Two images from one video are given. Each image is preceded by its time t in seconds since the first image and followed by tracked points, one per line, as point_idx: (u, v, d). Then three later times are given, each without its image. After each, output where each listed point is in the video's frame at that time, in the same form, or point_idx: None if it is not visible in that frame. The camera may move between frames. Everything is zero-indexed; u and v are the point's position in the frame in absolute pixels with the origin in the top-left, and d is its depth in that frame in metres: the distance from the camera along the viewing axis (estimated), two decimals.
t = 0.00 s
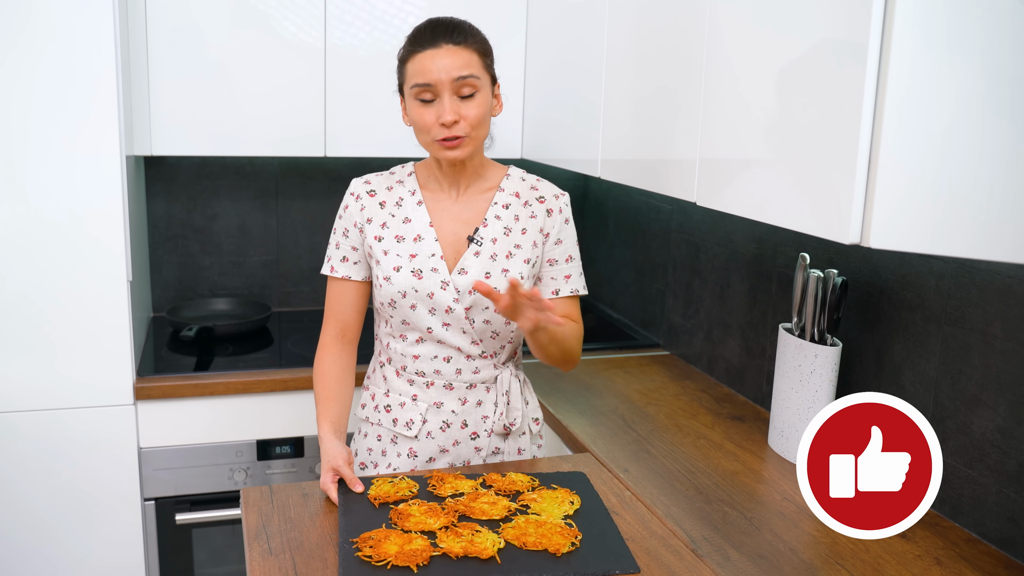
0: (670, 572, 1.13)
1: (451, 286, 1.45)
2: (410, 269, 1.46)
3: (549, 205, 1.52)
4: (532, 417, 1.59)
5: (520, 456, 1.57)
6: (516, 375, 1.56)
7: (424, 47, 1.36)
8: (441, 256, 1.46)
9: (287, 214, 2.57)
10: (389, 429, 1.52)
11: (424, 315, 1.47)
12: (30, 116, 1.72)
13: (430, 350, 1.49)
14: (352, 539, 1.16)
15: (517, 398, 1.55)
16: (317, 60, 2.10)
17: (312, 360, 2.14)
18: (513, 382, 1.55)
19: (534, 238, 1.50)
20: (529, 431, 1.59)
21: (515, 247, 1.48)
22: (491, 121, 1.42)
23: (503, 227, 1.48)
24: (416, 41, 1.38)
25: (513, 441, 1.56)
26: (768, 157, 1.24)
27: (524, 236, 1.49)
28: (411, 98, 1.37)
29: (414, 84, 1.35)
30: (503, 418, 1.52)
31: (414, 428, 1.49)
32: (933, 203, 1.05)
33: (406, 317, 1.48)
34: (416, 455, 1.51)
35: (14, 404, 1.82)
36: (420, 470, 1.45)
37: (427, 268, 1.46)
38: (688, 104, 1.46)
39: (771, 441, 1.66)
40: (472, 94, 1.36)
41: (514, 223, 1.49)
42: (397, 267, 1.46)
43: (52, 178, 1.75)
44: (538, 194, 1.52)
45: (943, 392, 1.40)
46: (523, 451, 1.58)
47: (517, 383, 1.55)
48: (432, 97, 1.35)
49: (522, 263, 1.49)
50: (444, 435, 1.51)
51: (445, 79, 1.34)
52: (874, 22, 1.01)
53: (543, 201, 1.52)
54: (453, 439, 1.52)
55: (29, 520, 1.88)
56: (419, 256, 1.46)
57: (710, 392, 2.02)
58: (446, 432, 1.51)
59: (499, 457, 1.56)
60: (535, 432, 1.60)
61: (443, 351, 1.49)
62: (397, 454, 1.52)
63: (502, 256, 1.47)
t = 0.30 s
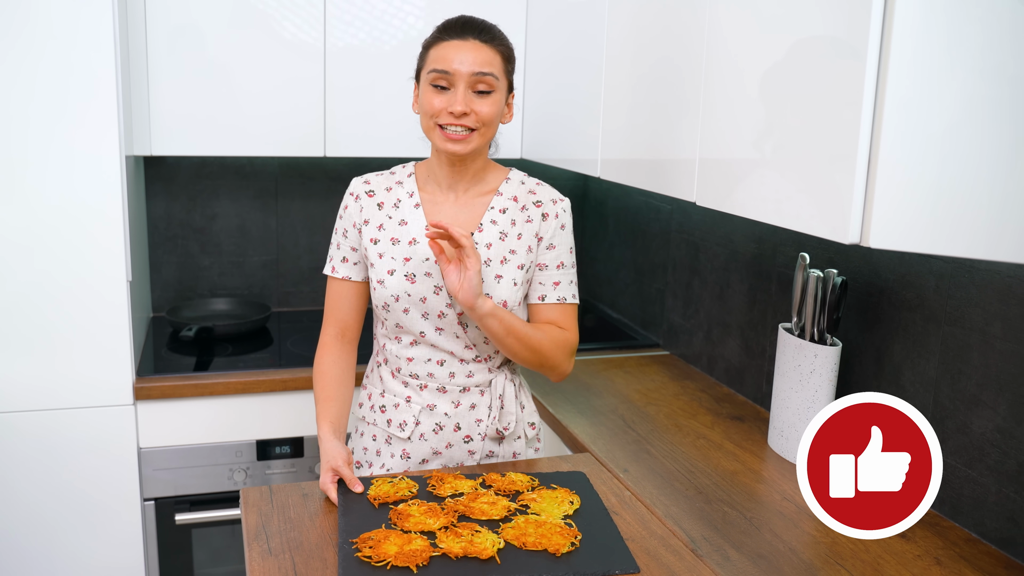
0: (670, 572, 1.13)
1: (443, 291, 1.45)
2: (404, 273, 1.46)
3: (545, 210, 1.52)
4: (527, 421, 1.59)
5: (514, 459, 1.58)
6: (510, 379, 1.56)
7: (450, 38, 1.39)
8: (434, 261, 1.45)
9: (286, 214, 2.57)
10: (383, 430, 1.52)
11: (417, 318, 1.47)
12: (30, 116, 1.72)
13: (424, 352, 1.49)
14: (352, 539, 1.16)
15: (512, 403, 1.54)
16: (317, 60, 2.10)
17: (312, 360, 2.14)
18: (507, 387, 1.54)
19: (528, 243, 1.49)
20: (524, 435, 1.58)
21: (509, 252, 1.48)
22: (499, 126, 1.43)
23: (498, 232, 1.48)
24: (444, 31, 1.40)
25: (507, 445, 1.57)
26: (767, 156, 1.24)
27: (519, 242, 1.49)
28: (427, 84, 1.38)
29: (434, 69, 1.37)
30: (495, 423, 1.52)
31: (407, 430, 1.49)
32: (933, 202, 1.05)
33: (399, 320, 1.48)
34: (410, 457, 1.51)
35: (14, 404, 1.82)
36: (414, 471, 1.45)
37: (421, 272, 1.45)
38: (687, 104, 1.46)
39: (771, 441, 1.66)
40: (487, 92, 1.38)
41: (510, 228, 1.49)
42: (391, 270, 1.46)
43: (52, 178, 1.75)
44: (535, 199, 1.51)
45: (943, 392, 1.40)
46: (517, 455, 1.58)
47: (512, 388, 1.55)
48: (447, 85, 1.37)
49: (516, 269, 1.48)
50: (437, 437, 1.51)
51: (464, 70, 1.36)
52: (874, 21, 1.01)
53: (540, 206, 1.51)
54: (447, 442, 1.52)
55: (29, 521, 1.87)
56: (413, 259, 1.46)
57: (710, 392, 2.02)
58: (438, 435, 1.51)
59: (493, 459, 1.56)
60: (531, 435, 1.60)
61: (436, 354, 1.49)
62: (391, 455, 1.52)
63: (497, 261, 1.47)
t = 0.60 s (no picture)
0: (670, 572, 1.13)
1: (453, 293, 1.45)
2: (413, 274, 1.45)
3: (554, 213, 1.53)
4: (531, 423, 1.59)
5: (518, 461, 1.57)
6: (515, 381, 1.57)
7: (460, 41, 1.39)
8: (444, 262, 1.45)
9: (286, 214, 2.57)
10: (387, 431, 1.52)
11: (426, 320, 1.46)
12: (30, 116, 1.72)
13: (431, 354, 1.47)
14: (352, 539, 1.16)
15: (517, 404, 1.56)
16: (317, 60, 2.10)
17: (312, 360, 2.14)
18: (512, 388, 1.56)
19: (537, 246, 1.50)
20: (528, 437, 1.59)
21: (519, 255, 1.49)
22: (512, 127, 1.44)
23: (508, 234, 1.48)
24: (453, 34, 1.40)
25: (512, 446, 1.57)
26: (766, 156, 1.24)
27: (528, 245, 1.50)
28: (439, 90, 1.39)
29: (445, 75, 1.37)
30: (502, 424, 1.53)
31: (412, 431, 1.50)
32: (933, 202, 1.05)
33: (407, 322, 1.47)
34: (414, 459, 1.51)
35: (14, 404, 1.82)
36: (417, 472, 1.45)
37: (430, 274, 1.45)
38: (687, 104, 1.46)
39: (770, 441, 1.66)
40: (499, 96, 1.39)
41: (519, 230, 1.49)
42: (400, 271, 1.46)
43: (51, 177, 1.75)
44: (544, 203, 1.52)
45: (942, 392, 1.40)
46: (521, 457, 1.58)
47: (517, 389, 1.57)
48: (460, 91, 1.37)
49: (525, 272, 1.49)
50: (442, 439, 1.51)
51: (476, 76, 1.36)
52: (875, 20, 1.01)
53: (548, 209, 1.52)
54: (451, 443, 1.52)
55: (29, 521, 1.87)
56: (422, 261, 1.46)
57: (709, 392, 2.02)
58: (444, 436, 1.51)
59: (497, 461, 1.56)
60: (534, 437, 1.60)
61: (443, 356, 1.47)
62: (394, 457, 1.51)
63: (506, 264, 1.48)
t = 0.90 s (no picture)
0: (671, 572, 1.13)
1: (467, 295, 1.45)
2: (426, 277, 1.45)
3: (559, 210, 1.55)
4: (536, 421, 1.60)
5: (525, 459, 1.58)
6: (523, 379, 1.58)
7: (458, 39, 1.39)
8: (457, 264, 1.46)
9: (286, 214, 2.57)
10: (394, 433, 1.52)
11: (439, 323, 1.46)
12: (30, 116, 1.72)
13: (442, 355, 1.49)
14: (351, 540, 1.16)
15: (525, 403, 1.56)
16: (316, 60, 2.10)
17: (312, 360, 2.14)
18: (520, 387, 1.56)
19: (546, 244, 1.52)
20: (534, 435, 1.60)
21: (530, 253, 1.50)
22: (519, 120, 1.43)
23: (519, 233, 1.50)
24: (450, 34, 1.41)
25: (519, 444, 1.57)
26: (766, 157, 1.24)
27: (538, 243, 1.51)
28: (444, 89, 1.38)
29: (447, 74, 1.37)
30: (513, 424, 1.53)
31: (421, 433, 1.49)
32: (933, 202, 1.05)
33: (419, 325, 1.47)
34: (423, 460, 1.51)
35: (14, 404, 1.82)
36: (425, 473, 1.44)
37: (443, 276, 1.45)
38: (687, 104, 1.46)
39: (770, 441, 1.66)
40: (504, 87, 1.38)
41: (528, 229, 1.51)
42: (412, 274, 1.46)
43: (52, 177, 1.75)
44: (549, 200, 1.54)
45: (942, 392, 1.40)
46: (528, 455, 1.59)
47: (525, 388, 1.57)
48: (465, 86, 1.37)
49: (536, 269, 1.50)
50: (452, 440, 1.51)
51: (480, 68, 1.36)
52: (875, 19, 1.01)
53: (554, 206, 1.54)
54: (461, 444, 1.52)
55: (28, 520, 1.87)
56: (435, 263, 1.46)
57: (710, 392, 2.02)
58: (453, 437, 1.51)
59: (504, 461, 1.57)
60: (539, 434, 1.61)
61: (454, 357, 1.49)
62: (402, 459, 1.52)
63: (518, 263, 1.49)
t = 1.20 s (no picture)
0: (670, 572, 1.13)
1: (466, 296, 1.45)
2: (425, 278, 1.46)
3: (563, 214, 1.55)
4: (539, 423, 1.61)
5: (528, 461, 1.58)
6: (524, 381, 1.58)
7: (451, 46, 1.38)
8: (457, 265, 1.46)
9: (285, 214, 2.57)
10: (396, 434, 1.51)
11: (438, 324, 1.46)
12: (30, 116, 1.72)
13: (442, 356, 1.49)
14: (351, 540, 1.16)
15: (527, 404, 1.56)
16: (316, 60, 2.10)
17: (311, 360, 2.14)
18: (521, 388, 1.56)
19: (549, 247, 1.52)
20: (536, 436, 1.60)
21: (531, 256, 1.50)
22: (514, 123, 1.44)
23: (520, 235, 1.49)
24: (443, 40, 1.39)
25: (521, 446, 1.57)
26: (766, 157, 1.24)
27: (540, 246, 1.51)
28: (437, 97, 1.38)
29: (441, 83, 1.37)
30: (514, 425, 1.53)
31: (422, 434, 1.49)
32: (932, 202, 1.05)
33: (419, 325, 1.47)
34: (424, 461, 1.51)
35: (14, 403, 1.82)
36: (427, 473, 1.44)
37: (443, 277, 1.45)
38: (687, 105, 1.46)
39: (770, 441, 1.66)
40: (498, 95, 1.38)
41: (530, 231, 1.50)
42: (412, 275, 1.46)
43: (51, 177, 1.75)
44: (552, 203, 1.54)
45: (942, 392, 1.40)
46: (530, 456, 1.59)
47: (526, 389, 1.57)
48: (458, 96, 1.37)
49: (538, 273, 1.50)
50: (453, 441, 1.51)
51: (473, 79, 1.36)
52: (875, 18, 1.01)
53: (558, 210, 1.54)
54: (462, 445, 1.51)
55: (28, 520, 1.87)
56: (434, 264, 1.46)
57: (709, 392, 2.02)
58: (454, 438, 1.50)
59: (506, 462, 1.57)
60: (541, 436, 1.62)
61: (455, 357, 1.49)
62: (403, 459, 1.51)
63: (519, 266, 1.48)
